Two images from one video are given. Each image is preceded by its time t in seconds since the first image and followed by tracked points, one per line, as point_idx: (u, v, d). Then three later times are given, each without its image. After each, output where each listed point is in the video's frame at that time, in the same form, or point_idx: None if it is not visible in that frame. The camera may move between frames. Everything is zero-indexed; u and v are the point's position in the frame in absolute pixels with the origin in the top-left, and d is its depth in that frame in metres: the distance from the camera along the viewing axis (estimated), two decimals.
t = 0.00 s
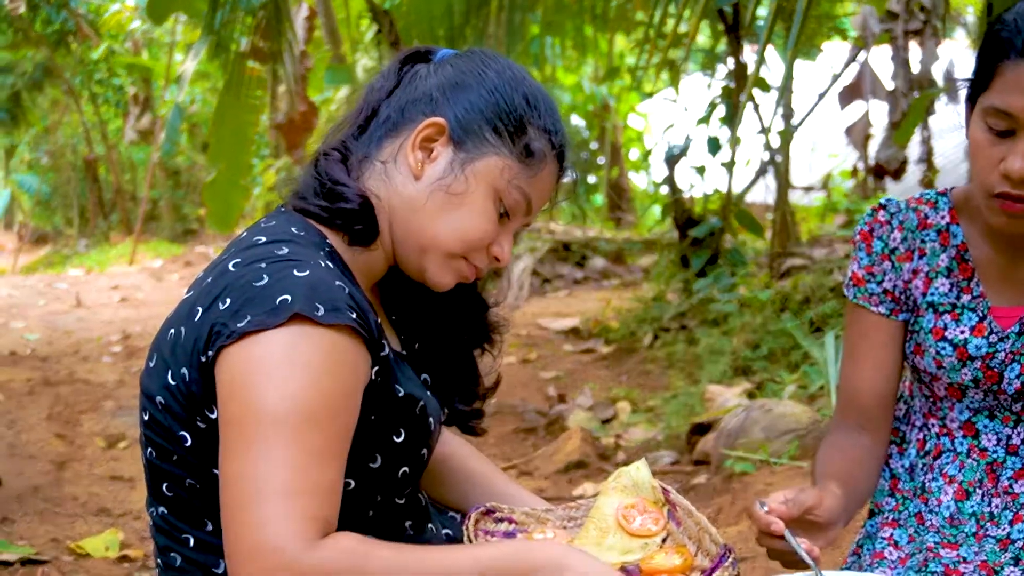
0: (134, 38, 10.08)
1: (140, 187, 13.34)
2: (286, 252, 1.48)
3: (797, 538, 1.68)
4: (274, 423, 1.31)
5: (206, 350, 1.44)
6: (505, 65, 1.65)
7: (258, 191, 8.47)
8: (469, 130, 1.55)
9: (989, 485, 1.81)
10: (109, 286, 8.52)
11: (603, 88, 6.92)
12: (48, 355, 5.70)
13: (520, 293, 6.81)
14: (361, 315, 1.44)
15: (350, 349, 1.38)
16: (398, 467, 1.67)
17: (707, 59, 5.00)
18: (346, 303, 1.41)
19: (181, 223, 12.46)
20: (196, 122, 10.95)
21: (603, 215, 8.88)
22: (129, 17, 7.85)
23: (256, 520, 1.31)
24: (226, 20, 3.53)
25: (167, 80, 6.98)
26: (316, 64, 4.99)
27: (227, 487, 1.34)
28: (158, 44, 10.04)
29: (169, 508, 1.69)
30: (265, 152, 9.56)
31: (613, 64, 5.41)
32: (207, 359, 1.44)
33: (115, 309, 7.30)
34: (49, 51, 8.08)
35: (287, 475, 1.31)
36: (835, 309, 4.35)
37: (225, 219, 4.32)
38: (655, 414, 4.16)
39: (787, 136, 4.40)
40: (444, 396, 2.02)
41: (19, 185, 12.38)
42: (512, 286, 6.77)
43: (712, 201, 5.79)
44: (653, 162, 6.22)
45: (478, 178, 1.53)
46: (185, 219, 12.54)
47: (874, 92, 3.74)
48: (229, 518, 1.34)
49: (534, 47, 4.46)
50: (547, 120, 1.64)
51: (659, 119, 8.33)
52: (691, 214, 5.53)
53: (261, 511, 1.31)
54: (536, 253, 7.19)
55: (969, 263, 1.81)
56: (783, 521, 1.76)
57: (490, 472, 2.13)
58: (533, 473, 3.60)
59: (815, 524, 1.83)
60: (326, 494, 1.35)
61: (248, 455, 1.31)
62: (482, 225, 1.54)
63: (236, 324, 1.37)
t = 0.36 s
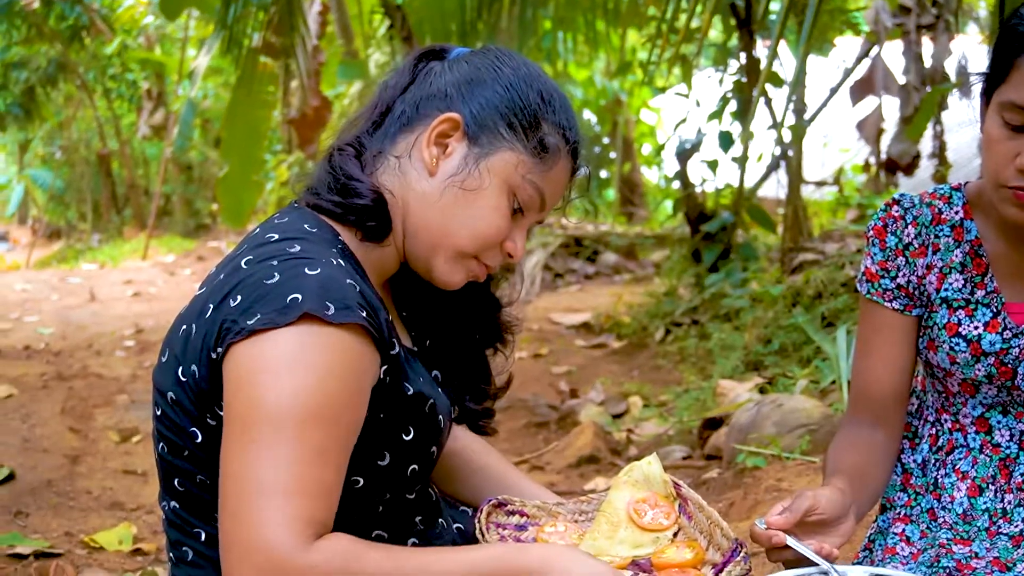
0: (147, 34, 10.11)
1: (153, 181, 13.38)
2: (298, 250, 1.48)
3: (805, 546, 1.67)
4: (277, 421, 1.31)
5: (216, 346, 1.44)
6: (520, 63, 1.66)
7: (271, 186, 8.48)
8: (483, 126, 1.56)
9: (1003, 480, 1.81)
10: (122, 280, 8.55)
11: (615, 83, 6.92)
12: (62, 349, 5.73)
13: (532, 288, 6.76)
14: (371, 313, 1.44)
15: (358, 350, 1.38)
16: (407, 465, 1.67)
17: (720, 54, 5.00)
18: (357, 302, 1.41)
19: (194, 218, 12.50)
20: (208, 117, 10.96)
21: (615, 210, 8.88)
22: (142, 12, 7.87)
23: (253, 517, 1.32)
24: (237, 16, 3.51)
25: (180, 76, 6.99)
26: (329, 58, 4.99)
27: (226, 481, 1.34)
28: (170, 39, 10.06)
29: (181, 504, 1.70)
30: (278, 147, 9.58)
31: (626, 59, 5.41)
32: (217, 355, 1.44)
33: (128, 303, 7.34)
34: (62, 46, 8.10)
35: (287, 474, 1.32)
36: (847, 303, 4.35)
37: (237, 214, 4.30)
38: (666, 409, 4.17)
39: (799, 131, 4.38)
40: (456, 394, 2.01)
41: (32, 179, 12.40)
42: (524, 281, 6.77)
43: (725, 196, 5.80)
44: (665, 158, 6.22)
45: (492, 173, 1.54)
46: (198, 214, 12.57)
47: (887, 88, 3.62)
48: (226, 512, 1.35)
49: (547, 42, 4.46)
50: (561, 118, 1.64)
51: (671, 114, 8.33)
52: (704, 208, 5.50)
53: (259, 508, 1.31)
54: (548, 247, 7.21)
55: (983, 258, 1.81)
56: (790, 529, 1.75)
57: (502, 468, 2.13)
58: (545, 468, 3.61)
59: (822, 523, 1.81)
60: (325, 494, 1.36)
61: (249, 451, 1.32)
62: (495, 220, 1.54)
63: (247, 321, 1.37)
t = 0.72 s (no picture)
0: (155, 28, 10.10)
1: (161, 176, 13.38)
2: (305, 244, 1.47)
3: (810, 513, 1.70)
4: (278, 414, 1.29)
5: (222, 341, 1.44)
6: (528, 57, 1.65)
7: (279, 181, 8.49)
8: (491, 120, 1.56)
9: (1012, 475, 1.81)
10: (130, 275, 8.56)
11: (623, 77, 6.90)
12: (71, 343, 5.74)
13: (540, 281, 6.76)
14: (378, 307, 1.43)
15: (363, 345, 1.37)
16: (413, 459, 1.66)
17: (728, 48, 4.99)
18: (363, 296, 1.40)
19: (202, 212, 12.50)
20: (217, 112, 10.95)
21: (623, 204, 8.88)
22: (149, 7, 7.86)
23: (251, 509, 1.30)
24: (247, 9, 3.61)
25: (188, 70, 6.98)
26: (337, 53, 4.97)
27: (225, 472, 1.33)
28: (178, 34, 10.05)
29: (189, 498, 1.70)
30: (286, 141, 9.58)
31: (634, 54, 5.40)
32: (224, 350, 1.43)
33: (137, 298, 7.35)
34: (70, 40, 8.10)
35: (286, 467, 1.30)
36: (855, 298, 4.35)
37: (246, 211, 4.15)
38: (674, 404, 4.17)
39: (808, 125, 4.37)
40: (462, 388, 2.01)
41: (40, 174, 12.42)
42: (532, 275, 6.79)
43: (733, 190, 5.80)
44: (674, 152, 6.22)
45: (500, 166, 1.54)
46: (206, 208, 12.57)
47: (896, 82, 3.47)
48: (225, 504, 1.33)
49: (556, 37, 4.45)
50: (569, 112, 1.64)
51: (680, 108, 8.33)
52: (713, 203, 5.61)
53: (258, 500, 1.30)
54: (556, 242, 7.22)
55: (991, 253, 1.81)
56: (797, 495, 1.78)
57: (510, 462, 2.13)
58: (553, 462, 3.61)
59: (831, 498, 1.83)
60: (325, 489, 1.34)
61: (250, 443, 1.30)
62: (502, 214, 1.54)
63: (252, 315, 1.36)
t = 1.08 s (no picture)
0: (162, 22, 10.10)
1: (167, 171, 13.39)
2: (309, 237, 1.46)
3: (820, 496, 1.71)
4: (282, 407, 1.28)
5: (226, 335, 1.42)
6: (533, 50, 1.66)
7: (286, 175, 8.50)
8: (497, 112, 1.56)
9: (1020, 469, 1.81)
10: (137, 268, 8.57)
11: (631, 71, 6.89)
12: (78, 336, 5.75)
13: (547, 275, 6.77)
14: (381, 300, 1.42)
15: (367, 337, 1.36)
16: (419, 452, 1.65)
17: (736, 41, 4.98)
18: (366, 288, 1.39)
19: (209, 206, 12.50)
20: (224, 106, 10.95)
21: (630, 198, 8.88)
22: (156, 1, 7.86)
23: (254, 502, 1.29)
24: (254, 3, 3.68)
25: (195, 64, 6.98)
26: (343, 46, 4.88)
27: (229, 467, 1.32)
28: (185, 28, 10.05)
29: (196, 490, 1.69)
30: (293, 135, 9.59)
31: (642, 47, 5.40)
32: (227, 344, 1.41)
33: (145, 291, 7.36)
34: (78, 34, 8.11)
35: (290, 460, 1.29)
36: (862, 292, 4.35)
37: (255, 203, 4.01)
38: (681, 397, 4.18)
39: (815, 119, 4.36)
40: (470, 381, 1.98)
41: (47, 168, 12.45)
42: (539, 268, 6.81)
43: (740, 183, 5.80)
44: (681, 146, 6.22)
45: (505, 158, 1.54)
46: (213, 202, 12.57)
47: (903, 75, 3.51)
48: (228, 498, 1.32)
49: (563, 30, 4.43)
50: (574, 105, 1.64)
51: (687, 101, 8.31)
52: (720, 197, 5.51)
53: (261, 494, 1.29)
54: (563, 236, 7.22)
55: (1001, 246, 1.80)
56: (806, 477, 1.79)
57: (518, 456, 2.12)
58: (560, 456, 3.61)
59: (841, 488, 1.84)
60: (329, 483, 1.33)
61: (252, 435, 1.29)
62: (508, 206, 1.54)
63: (256, 308, 1.35)
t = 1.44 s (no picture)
0: (167, 12, 10.09)
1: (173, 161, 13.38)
2: (314, 227, 1.44)
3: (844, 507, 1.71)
4: (301, 400, 1.29)
5: (234, 327, 1.40)
6: (534, 38, 1.65)
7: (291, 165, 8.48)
8: (498, 101, 1.56)
9: None
10: (143, 258, 8.58)
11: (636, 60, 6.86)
12: (85, 325, 5.76)
13: (552, 265, 6.77)
14: (387, 290, 1.40)
15: (378, 326, 1.35)
16: (425, 442, 1.63)
17: (741, 31, 4.97)
18: (372, 278, 1.38)
19: (215, 195, 12.48)
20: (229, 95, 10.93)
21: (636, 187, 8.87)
22: None
23: (282, 495, 1.30)
24: None
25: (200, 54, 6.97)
26: (348, 36, 4.86)
27: (252, 461, 1.32)
28: (190, 18, 10.03)
29: (201, 480, 1.60)
30: (299, 125, 9.58)
31: (647, 36, 5.38)
32: (235, 335, 1.39)
33: (150, 281, 7.36)
34: (82, 24, 8.10)
35: (314, 452, 1.29)
36: (868, 281, 4.34)
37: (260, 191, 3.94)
38: (687, 386, 4.18)
39: (821, 108, 4.35)
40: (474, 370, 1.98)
41: (53, 158, 12.44)
42: (544, 258, 6.81)
43: (746, 173, 5.80)
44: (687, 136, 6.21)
45: (506, 147, 1.54)
46: (219, 191, 12.55)
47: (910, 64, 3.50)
48: (254, 492, 1.33)
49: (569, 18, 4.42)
50: (576, 91, 1.64)
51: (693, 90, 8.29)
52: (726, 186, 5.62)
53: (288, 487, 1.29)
54: (569, 225, 7.21)
55: (1009, 236, 1.80)
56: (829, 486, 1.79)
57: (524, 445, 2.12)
58: (565, 445, 3.62)
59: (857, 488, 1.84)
60: (353, 469, 1.34)
61: (273, 430, 1.29)
62: (512, 194, 1.54)
63: (264, 300, 1.33)
